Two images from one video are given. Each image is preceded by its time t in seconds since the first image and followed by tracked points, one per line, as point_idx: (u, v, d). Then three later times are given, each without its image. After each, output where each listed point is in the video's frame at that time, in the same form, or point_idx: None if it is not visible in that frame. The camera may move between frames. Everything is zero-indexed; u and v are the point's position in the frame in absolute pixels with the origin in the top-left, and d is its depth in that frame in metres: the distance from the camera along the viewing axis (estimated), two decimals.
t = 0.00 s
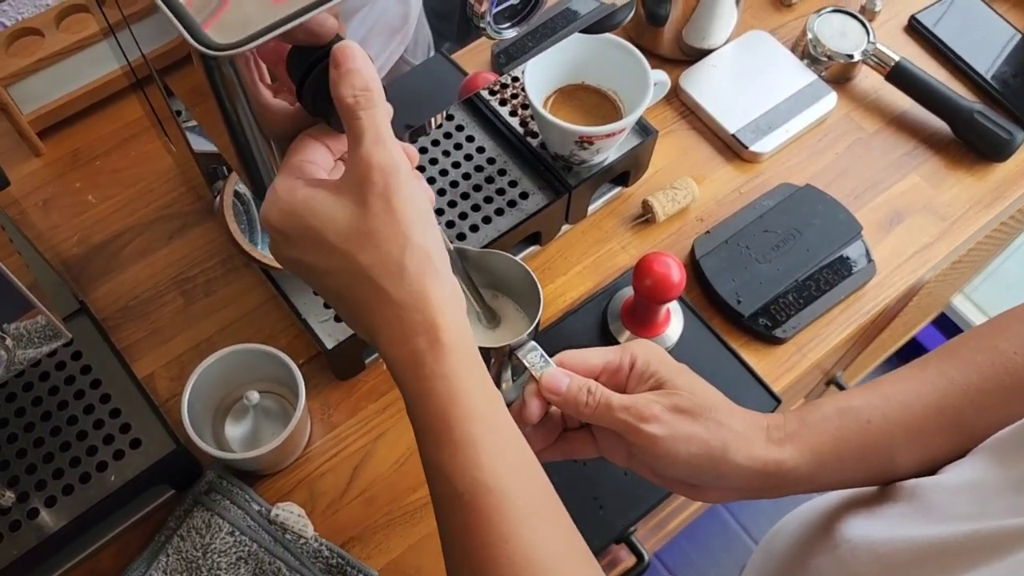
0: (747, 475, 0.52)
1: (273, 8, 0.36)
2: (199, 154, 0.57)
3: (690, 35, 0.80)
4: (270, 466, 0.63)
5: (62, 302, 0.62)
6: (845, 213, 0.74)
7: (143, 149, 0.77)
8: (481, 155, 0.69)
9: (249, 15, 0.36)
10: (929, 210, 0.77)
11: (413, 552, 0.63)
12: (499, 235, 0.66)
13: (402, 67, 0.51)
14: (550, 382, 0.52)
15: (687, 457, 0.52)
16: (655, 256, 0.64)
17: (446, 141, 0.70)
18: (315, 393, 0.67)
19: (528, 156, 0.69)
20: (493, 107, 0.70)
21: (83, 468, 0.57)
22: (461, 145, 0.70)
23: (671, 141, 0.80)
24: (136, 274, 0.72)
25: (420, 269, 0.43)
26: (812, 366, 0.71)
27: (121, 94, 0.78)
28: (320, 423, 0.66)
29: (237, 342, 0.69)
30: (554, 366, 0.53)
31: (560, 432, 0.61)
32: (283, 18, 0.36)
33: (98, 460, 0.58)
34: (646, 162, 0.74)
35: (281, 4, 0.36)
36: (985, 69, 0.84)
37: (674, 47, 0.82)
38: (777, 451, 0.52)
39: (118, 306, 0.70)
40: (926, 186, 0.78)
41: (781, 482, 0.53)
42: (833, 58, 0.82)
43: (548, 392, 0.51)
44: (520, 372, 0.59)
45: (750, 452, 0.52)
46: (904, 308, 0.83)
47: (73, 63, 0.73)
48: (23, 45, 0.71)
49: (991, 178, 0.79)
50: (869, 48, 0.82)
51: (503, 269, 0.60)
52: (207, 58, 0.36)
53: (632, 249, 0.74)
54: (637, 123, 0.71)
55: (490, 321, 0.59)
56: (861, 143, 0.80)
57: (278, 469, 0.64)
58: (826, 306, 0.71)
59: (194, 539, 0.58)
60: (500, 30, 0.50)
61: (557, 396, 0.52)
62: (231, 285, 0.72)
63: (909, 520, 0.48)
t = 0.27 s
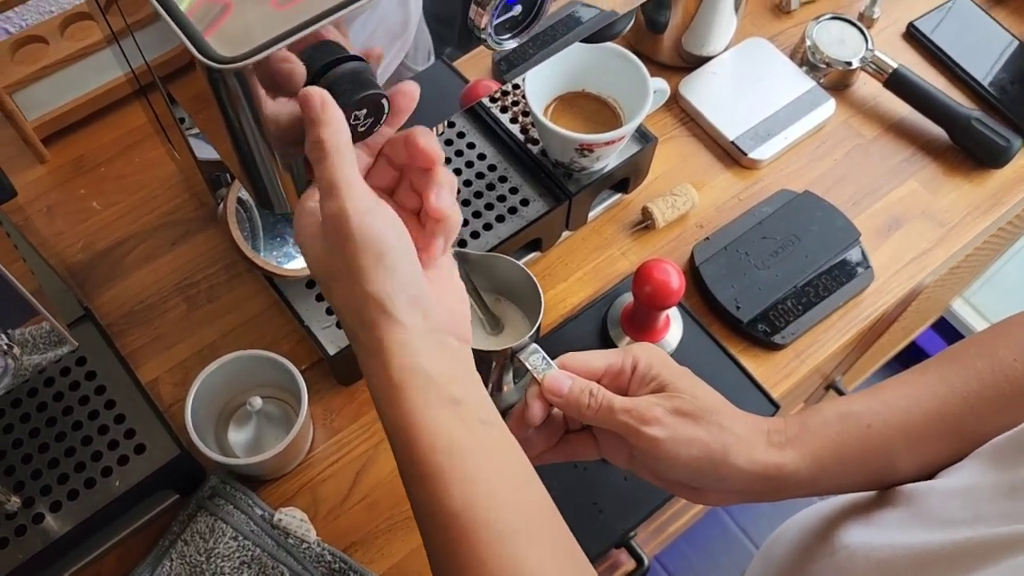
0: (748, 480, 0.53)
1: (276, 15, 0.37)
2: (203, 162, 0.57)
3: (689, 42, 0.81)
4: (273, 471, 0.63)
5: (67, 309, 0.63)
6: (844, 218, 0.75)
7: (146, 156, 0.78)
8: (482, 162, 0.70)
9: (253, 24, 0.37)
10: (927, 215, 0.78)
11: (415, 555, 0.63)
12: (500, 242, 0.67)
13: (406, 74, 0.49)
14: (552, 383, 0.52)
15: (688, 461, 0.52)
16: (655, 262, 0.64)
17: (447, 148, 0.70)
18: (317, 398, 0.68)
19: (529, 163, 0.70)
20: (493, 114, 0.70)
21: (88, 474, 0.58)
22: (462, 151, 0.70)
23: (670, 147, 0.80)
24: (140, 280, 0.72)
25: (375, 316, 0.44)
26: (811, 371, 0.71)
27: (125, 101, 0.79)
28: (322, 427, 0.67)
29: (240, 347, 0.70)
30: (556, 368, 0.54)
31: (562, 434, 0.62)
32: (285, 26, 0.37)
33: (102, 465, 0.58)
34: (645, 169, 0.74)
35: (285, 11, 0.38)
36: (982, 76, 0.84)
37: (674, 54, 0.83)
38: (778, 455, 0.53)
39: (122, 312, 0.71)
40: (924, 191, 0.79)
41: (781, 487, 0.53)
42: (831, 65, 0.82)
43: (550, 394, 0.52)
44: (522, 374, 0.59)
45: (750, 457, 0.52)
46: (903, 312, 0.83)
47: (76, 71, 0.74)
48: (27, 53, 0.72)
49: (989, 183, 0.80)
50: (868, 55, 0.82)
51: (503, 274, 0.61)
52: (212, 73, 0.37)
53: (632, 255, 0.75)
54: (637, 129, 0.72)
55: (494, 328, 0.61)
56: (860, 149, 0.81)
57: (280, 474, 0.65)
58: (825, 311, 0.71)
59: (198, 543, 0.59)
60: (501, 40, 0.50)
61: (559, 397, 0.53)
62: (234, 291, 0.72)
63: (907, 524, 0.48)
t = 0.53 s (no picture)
0: (747, 489, 0.54)
1: (280, 27, 0.40)
2: (212, 176, 0.59)
3: (689, 55, 0.82)
4: (280, 478, 0.64)
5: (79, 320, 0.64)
6: (841, 229, 0.76)
7: (154, 167, 0.79)
8: (485, 174, 0.71)
9: (262, 42, 0.40)
10: (924, 225, 0.79)
11: (420, 561, 0.64)
12: (502, 253, 0.68)
13: (408, 84, 0.50)
14: (556, 394, 0.54)
15: (690, 470, 0.54)
16: (655, 273, 0.65)
17: (451, 160, 0.71)
18: (323, 406, 0.69)
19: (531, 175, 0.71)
20: (497, 127, 0.72)
21: (99, 482, 0.59)
22: (466, 163, 0.71)
23: (670, 158, 0.82)
24: (148, 290, 0.74)
25: (406, 319, 0.43)
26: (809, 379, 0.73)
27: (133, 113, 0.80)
28: (328, 435, 0.68)
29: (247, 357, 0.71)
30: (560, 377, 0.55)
31: (566, 443, 0.63)
32: (292, 41, 0.40)
33: (113, 473, 0.59)
34: (645, 180, 0.76)
35: (288, 22, 0.40)
36: (978, 87, 0.85)
37: (674, 66, 0.84)
38: (778, 465, 0.54)
39: (131, 321, 0.72)
40: (921, 202, 0.80)
41: (781, 496, 0.54)
42: (829, 77, 0.83)
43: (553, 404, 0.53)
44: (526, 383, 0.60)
45: (751, 466, 0.53)
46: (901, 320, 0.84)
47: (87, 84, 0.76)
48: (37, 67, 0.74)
49: (985, 194, 0.81)
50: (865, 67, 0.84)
51: (511, 286, 0.62)
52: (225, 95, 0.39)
53: (632, 265, 0.76)
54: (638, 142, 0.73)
55: (502, 339, 0.61)
56: (857, 160, 0.82)
57: (286, 481, 0.66)
58: (822, 321, 0.72)
59: (207, 550, 0.60)
60: (505, 59, 0.51)
61: (563, 408, 0.54)
62: (241, 301, 0.74)
63: (903, 534, 0.49)
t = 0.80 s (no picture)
0: (752, 497, 0.55)
1: (285, 37, 0.42)
2: (222, 186, 0.60)
3: (691, 64, 0.83)
4: (288, 485, 0.65)
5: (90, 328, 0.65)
6: (841, 237, 0.77)
7: (162, 177, 0.80)
8: (490, 183, 0.72)
9: (268, 54, 0.41)
10: (924, 233, 0.80)
11: (427, 567, 0.65)
12: (508, 261, 0.69)
13: (413, 93, 0.50)
14: (564, 403, 0.54)
15: (696, 479, 0.55)
16: (657, 282, 0.66)
17: (456, 170, 0.73)
18: (331, 413, 0.70)
19: (535, 184, 0.72)
20: (501, 137, 0.73)
21: (111, 488, 0.60)
22: (470, 173, 0.73)
23: (672, 166, 0.83)
24: (157, 298, 0.75)
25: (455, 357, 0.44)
26: (810, 385, 0.74)
27: (141, 123, 0.81)
28: (336, 442, 0.69)
29: (256, 365, 0.72)
30: (569, 388, 0.56)
31: (573, 450, 0.64)
32: (298, 56, 0.41)
33: (125, 480, 0.60)
34: (647, 189, 0.77)
35: (292, 32, 0.42)
36: (976, 95, 0.86)
37: (675, 75, 0.85)
38: (783, 473, 0.55)
39: (141, 330, 0.73)
40: (921, 210, 0.81)
41: (785, 504, 0.55)
42: (829, 85, 0.84)
43: (561, 412, 0.54)
44: (534, 392, 0.60)
45: (757, 475, 0.54)
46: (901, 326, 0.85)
47: (96, 94, 0.77)
48: (48, 79, 0.75)
49: (984, 202, 0.82)
50: (864, 76, 0.85)
51: (517, 296, 0.63)
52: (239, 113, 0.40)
53: (635, 273, 0.77)
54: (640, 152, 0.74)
55: (511, 347, 0.61)
56: (857, 168, 0.83)
57: (295, 489, 0.67)
58: (823, 328, 0.73)
59: (217, 556, 0.61)
60: (509, 75, 0.52)
61: (571, 416, 0.55)
62: (249, 309, 0.75)
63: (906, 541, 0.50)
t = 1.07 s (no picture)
0: (754, 507, 0.56)
1: (296, 61, 0.44)
2: (231, 200, 0.61)
3: (692, 75, 0.84)
4: (296, 493, 0.66)
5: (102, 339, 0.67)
6: (841, 247, 0.78)
7: (171, 189, 0.81)
8: (494, 195, 0.74)
9: (275, 71, 0.44)
10: (922, 243, 0.81)
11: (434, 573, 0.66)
12: (512, 272, 0.70)
13: (417, 103, 0.49)
14: (571, 415, 0.55)
15: (700, 489, 0.56)
16: (659, 292, 0.67)
17: (461, 182, 0.74)
18: (338, 421, 0.71)
19: (539, 195, 0.73)
20: (505, 149, 0.74)
21: (123, 497, 0.61)
22: (475, 184, 0.74)
23: (673, 176, 0.84)
24: (167, 309, 0.76)
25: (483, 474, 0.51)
26: (809, 393, 0.75)
27: (149, 134, 0.82)
28: (343, 451, 0.70)
29: (264, 375, 0.73)
30: (574, 399, 0.57)
31: (580, 460, 0.64)
32: (305, 69, 0.44)
33: (137, 489, 0.62)
34: (649, 200, 0.78)
35: (298, 43, 0.45)
36: (974, 105, 0.87)
37: (676, 86, 0.86)
38: (786, 484, 0.56)
39: (150, 340, 0.74)
40: (919, 219, 0.82)
41: (788, 514, 0.56)
42: (828, 96, 0.85)
43: (568, 424, 0.55)
44: (540, 403, 0.61)
45: (760, 486, 0.55)
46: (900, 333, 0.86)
47: (105, 106, 0.79)
48: (59, 92, 0.76)
49: (982, 211, 0.83)
50: (863, 87, 0.86)
51: (525, 310, 0.63)
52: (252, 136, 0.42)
53: (637, 282, 0.78)
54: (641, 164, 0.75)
55: (519, 359, 0.62)
56: (857, 178, 0.84)
57: (303, 497, 0.68)
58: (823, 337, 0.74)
59: (226, 563, 0.61)
60: (513, 94, 0.53)
61: (578, 428, 0.56)
62: (257, 319, 0.76)
63: (906, 552, 0.51)
